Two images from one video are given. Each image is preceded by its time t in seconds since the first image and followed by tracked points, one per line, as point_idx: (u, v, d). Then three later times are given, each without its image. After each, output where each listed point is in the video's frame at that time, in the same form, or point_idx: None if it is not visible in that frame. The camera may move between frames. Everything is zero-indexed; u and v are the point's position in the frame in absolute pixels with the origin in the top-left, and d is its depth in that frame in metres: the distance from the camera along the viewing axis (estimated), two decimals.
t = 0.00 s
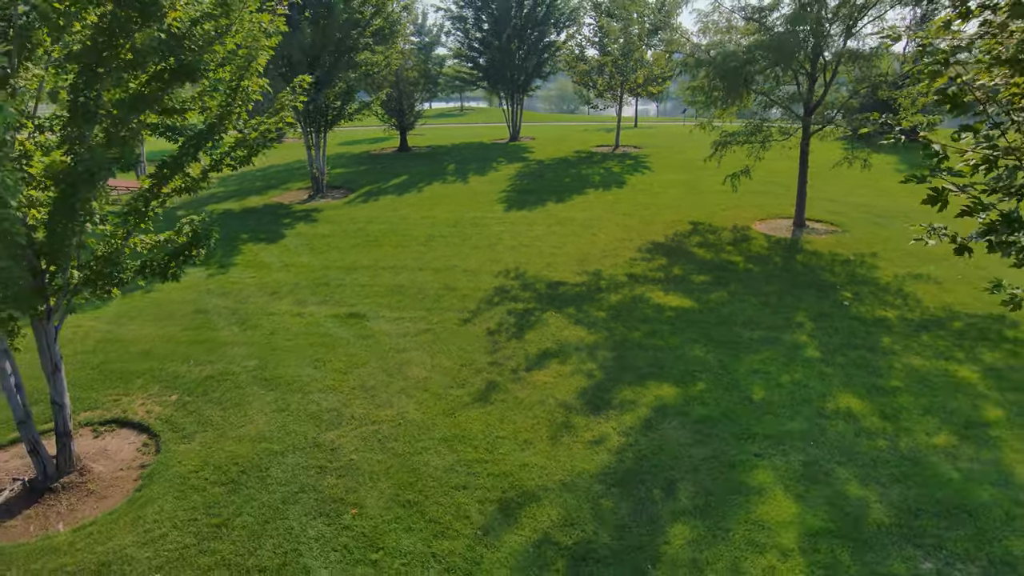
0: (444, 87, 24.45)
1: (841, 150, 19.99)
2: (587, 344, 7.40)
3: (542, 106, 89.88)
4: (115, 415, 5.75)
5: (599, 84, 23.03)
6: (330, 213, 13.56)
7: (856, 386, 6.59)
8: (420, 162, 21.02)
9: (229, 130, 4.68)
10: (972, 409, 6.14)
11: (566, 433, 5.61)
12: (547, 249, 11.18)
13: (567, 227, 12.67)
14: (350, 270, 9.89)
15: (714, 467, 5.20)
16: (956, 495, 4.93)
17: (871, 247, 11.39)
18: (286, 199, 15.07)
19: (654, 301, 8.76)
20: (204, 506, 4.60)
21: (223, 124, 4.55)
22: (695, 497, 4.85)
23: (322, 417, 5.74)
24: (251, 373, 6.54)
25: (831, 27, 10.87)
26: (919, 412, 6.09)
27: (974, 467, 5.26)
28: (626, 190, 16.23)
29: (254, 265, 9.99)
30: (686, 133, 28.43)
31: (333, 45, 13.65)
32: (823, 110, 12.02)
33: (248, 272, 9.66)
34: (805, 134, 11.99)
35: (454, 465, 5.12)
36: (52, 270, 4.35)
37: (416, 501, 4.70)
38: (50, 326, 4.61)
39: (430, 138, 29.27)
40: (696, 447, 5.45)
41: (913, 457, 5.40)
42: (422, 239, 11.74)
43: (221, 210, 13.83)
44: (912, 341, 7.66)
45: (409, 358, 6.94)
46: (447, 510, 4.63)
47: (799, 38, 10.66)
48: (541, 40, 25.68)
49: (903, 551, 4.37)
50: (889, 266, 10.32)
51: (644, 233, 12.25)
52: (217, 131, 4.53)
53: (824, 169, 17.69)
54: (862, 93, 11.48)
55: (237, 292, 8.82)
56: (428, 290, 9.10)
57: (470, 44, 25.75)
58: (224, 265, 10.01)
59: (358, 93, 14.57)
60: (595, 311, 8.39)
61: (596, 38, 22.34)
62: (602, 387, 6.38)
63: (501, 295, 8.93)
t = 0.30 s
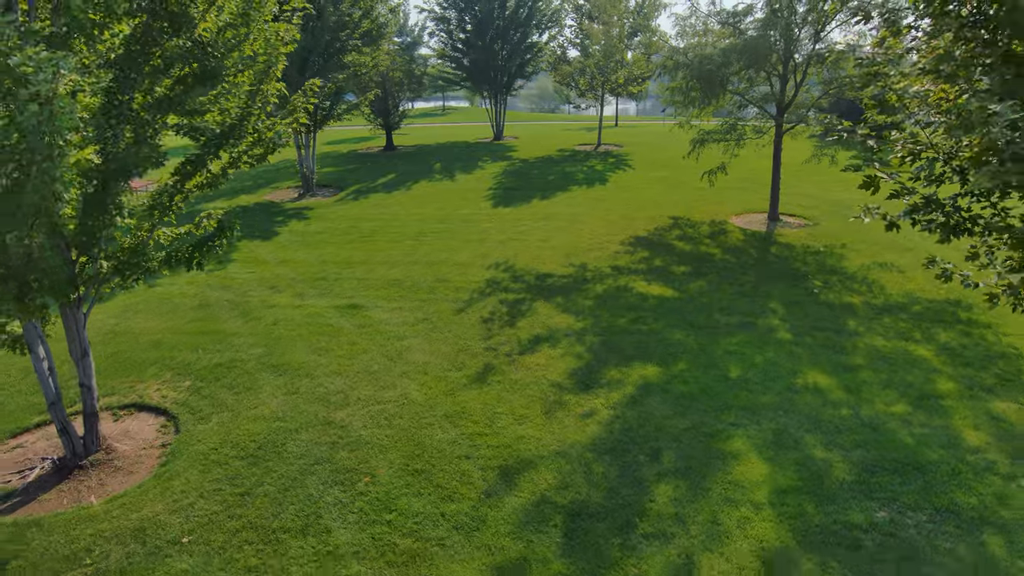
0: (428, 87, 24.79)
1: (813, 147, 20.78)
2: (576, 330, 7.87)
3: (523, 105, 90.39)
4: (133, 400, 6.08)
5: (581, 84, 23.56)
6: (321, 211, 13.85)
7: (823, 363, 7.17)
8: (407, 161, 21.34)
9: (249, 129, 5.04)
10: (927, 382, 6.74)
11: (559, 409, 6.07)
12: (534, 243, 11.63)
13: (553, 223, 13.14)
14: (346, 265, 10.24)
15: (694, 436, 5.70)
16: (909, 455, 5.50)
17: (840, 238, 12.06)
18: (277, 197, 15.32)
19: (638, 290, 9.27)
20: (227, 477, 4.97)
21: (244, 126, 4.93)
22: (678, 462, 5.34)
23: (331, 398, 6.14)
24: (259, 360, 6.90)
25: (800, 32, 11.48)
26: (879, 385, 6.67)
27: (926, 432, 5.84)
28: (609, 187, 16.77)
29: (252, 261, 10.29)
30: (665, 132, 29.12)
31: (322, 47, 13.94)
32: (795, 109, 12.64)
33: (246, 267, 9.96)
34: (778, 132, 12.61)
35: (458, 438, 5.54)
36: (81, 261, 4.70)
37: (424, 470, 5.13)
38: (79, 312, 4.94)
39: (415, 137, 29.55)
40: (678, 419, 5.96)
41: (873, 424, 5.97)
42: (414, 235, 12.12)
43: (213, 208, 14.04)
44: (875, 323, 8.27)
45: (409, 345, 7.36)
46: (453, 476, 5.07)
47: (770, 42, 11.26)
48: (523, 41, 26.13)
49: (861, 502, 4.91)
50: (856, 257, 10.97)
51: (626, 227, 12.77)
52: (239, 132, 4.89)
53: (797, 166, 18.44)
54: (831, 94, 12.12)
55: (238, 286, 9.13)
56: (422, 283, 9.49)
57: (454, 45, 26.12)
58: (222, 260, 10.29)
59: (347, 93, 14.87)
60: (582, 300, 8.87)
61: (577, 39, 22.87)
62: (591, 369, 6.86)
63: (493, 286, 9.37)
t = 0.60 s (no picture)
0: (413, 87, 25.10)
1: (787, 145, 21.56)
2: (564, 317, 8.34)
3: (504, 104, 90.84)
4: (147, 386, 6.42)
5: (563, 84, 24.08)
6: (312, 208, 14.15)
7: (794, 344, 7.74)
8: (393, 159, 21.64)
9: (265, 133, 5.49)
10: (887, 359, 7.35)
11: (551, 388, 6.54)
12: (522, 238, 12.08)
13: (539, 218, 13.62)
14: (341, 259, 10.59)
15: (675, 409, 6.21)
16: (869, 422, 6.07)
17: (810, 230, 12.73)
18: (267, 196, 15.55)
19: (622, 280, 9.78)
20: (245, 452, 5.35)
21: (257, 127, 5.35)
22: (661, 431, 5.85)
23: (337, 381, 6.53)
24: (265, 348, 7.26)
25: (773, 35, 12.09)
26: (844, 363, 7.26)
27: (884, 402, 6.43)
28: (591, 184, 17.29)
29: (248, 256, 10.58)
30: (645, 130, 29.78)
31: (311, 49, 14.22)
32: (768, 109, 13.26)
33: (243, 263, 10.26)
34: (753, 131, 13.24)
35: (458, 415, 5.98)
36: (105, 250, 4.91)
37: (429, 443, 5.55)
38: (104, 301, 5.27)
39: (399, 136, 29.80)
40: (661, 395, 6.46)
41: (837, 396, 6.54)
42: (404, 231, 12.49)
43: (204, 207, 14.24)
44: (841, 308, 8.89)
45: (408, 332, 7.77)
46: (455, 447, 5.51)
47: (744, 45, 11.86)
48: (506, 41, 26.57)
49: (826, 463, 5.46)
50: (825, 248, 11.62)
51: (609, 222, 13.30)
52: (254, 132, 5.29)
53: (771, 163, 19.17)
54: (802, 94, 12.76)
55: (237, 280, 9.44)
56: (416, 275, 9.89)
57: (438, 45, 26.46)
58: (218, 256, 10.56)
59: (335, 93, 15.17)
60: (569, 290, 9.36)
61: (559, 40, 23.38)
62: (579, 351, 7.34)
63: (483, 278, 9.80)
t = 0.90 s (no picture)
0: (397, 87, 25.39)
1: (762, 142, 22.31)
2: (552, 305, 8.81)
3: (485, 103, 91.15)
4: (158, 373, 6.74)
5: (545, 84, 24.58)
6: (302, 206, 14.43)
7: (766, 327, 8.30)
8: (379, 158, 21.93)
9: (274, 133, 5.94)
10: (851, 339, 7.94)
11: (542, 369, 7.00)
12: (509, 232, 12.52)
13: (524, 214, 14.07)
14: (334, 254, 10.94)
15: (657, 386, 6.71)
16: (833, 395, 6.63)
17: (783, 224, 13.38)
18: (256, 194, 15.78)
19: (605, 271, 10.28)
20: (258, 430, 5.72)
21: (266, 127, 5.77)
22: (644, 406, 6.34)
23: (340, 365, 6.92)
24: (268, 337, 7.61)
25: (746, 38, 12.72)
26: (812, 343, 7.83)
27: (847, 377, 7.00)
28: (574, 181, 17.80)
29: (243, 252, 10.87)
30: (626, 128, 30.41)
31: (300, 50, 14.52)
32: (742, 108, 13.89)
33: (239, 258, 10.55)
34: (728, 129, 13.86)
35: (457, 394, 6.42)
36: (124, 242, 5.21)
37: (430, 419, 5.98)
38: (122, 290, 5.60)
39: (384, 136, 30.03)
40: (643, 374, 6.95)
41: (805, 372, 7.10)
42: (394, 227, 12.85)
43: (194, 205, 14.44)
44: (810, 294, 9.49)
45: (404, 321, 8.16)
46: (455, 422, 5.94)
47: (718, 47, 12.46)
48: (489, 42, 27.00)
49: (793, 431, 5.99)
50: (797, 239, 12.26)
51: (592, 217, 13.81)
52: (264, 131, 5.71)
53: (746, 159, 19.87)
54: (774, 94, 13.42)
55: (235, 275, 9.74)
56: (408, 269, 10.28)
57: (421, 46, 26.79)
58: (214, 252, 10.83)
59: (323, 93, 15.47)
60: (556, 280, 9.83)
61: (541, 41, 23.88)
62: (567, 336, 7.81)
63: (474, 271, 10.23)
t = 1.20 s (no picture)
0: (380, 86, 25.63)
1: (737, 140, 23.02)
2: (539, 294, 9.26)
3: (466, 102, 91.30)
4: (166, 360, 7.05)
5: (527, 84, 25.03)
6: (291, 204, 14.68)
7: (740, 312, 8.86)
8: (364, 157, 22.17)
9: (281, 131, 6.31)
10: (818, 321, 8.53)
11: (531, 351, 7.45)
12: (495, 227, 12.94)
13: (509, 209, 14.51)
14: (327, 249, 11.27)
15: (639, 365, 7.21)
16: (800, 371, 7.20)
17: (757, 217, 14.00)
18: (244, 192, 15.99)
19: (589, 262, 10.77)
20: (267, 410, 6.07)
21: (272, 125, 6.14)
22: (627, 383, 6.83)
23: (341, 351, 7.31)
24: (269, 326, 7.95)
25: (720, 40, 13.32)
26: (782, 325, 8.40)
27: (813, 354, 7.58)
28: (557, 178, 18.29)
29: (237, 248, 11.14)
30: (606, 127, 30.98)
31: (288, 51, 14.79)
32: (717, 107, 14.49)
33: (234, 254, 10.82)
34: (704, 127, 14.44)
35: (453, 374, 6.85)
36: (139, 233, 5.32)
37: (429, 397, 6.39)
38: (136, 279, 5.93)
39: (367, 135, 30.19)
40: (626, 355, 7.45)
41: (775, 351, 7.66)
42: (384, 223, 13.20)
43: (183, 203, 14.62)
44: (781, 282, 10.09)
45: (399, 310, 8.55)
46: (453, 400, 6.36)
47: (694, 49, 13.04)
48: (471, 42, 27.38)
49: (764, 402, 6.53)
50: (770, 231, 12.88)
51: (575, 212, 14.30)
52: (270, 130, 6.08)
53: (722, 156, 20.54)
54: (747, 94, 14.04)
55: (231, 269, 10.03)
56: (399, 262, 10.65)
57: (404, 46, 27.07)
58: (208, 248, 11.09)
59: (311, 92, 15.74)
60: (542, 271, 10.29)
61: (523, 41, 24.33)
62: (554, 322, 8.27)
63: (463, 263, 10.64)
